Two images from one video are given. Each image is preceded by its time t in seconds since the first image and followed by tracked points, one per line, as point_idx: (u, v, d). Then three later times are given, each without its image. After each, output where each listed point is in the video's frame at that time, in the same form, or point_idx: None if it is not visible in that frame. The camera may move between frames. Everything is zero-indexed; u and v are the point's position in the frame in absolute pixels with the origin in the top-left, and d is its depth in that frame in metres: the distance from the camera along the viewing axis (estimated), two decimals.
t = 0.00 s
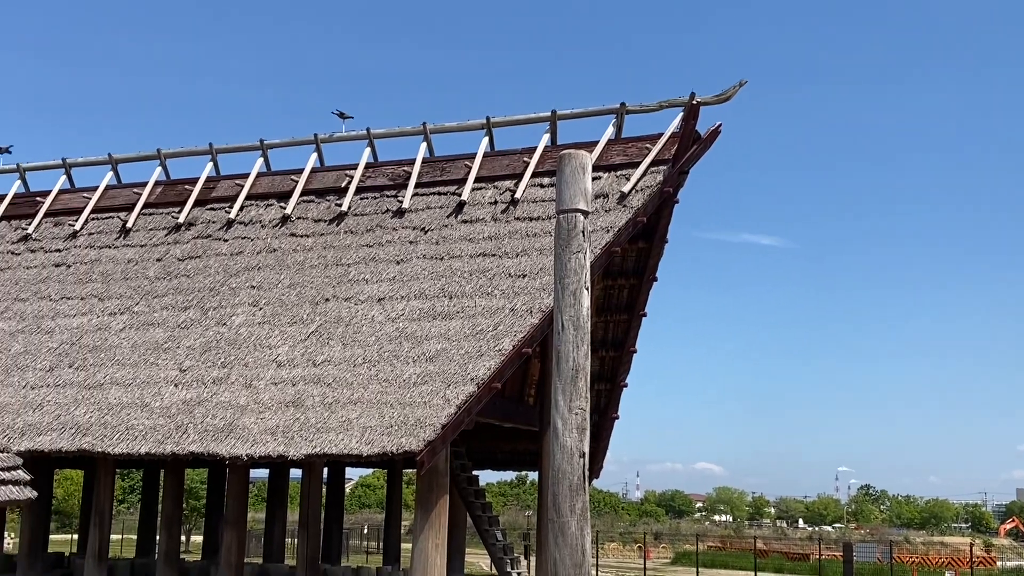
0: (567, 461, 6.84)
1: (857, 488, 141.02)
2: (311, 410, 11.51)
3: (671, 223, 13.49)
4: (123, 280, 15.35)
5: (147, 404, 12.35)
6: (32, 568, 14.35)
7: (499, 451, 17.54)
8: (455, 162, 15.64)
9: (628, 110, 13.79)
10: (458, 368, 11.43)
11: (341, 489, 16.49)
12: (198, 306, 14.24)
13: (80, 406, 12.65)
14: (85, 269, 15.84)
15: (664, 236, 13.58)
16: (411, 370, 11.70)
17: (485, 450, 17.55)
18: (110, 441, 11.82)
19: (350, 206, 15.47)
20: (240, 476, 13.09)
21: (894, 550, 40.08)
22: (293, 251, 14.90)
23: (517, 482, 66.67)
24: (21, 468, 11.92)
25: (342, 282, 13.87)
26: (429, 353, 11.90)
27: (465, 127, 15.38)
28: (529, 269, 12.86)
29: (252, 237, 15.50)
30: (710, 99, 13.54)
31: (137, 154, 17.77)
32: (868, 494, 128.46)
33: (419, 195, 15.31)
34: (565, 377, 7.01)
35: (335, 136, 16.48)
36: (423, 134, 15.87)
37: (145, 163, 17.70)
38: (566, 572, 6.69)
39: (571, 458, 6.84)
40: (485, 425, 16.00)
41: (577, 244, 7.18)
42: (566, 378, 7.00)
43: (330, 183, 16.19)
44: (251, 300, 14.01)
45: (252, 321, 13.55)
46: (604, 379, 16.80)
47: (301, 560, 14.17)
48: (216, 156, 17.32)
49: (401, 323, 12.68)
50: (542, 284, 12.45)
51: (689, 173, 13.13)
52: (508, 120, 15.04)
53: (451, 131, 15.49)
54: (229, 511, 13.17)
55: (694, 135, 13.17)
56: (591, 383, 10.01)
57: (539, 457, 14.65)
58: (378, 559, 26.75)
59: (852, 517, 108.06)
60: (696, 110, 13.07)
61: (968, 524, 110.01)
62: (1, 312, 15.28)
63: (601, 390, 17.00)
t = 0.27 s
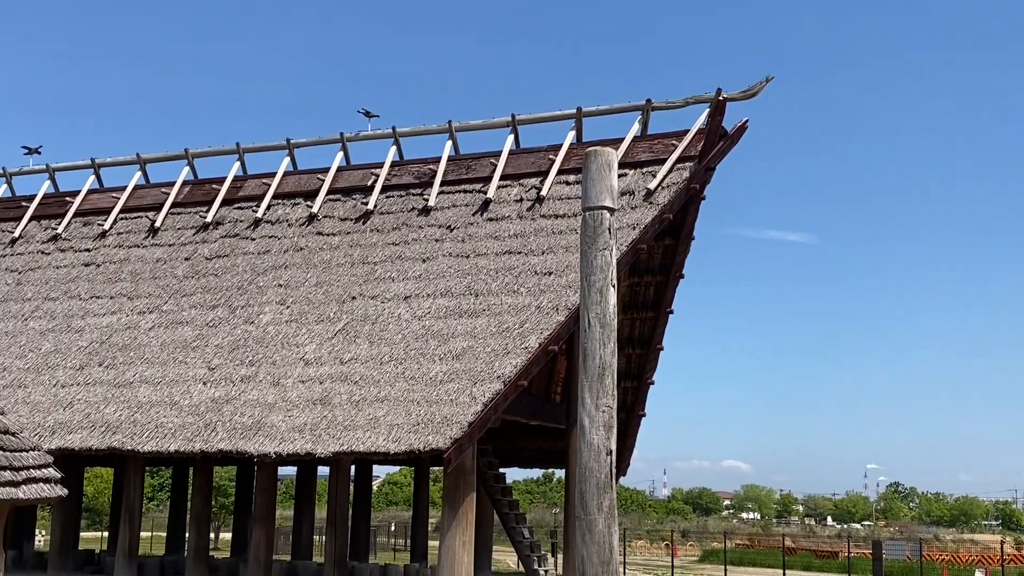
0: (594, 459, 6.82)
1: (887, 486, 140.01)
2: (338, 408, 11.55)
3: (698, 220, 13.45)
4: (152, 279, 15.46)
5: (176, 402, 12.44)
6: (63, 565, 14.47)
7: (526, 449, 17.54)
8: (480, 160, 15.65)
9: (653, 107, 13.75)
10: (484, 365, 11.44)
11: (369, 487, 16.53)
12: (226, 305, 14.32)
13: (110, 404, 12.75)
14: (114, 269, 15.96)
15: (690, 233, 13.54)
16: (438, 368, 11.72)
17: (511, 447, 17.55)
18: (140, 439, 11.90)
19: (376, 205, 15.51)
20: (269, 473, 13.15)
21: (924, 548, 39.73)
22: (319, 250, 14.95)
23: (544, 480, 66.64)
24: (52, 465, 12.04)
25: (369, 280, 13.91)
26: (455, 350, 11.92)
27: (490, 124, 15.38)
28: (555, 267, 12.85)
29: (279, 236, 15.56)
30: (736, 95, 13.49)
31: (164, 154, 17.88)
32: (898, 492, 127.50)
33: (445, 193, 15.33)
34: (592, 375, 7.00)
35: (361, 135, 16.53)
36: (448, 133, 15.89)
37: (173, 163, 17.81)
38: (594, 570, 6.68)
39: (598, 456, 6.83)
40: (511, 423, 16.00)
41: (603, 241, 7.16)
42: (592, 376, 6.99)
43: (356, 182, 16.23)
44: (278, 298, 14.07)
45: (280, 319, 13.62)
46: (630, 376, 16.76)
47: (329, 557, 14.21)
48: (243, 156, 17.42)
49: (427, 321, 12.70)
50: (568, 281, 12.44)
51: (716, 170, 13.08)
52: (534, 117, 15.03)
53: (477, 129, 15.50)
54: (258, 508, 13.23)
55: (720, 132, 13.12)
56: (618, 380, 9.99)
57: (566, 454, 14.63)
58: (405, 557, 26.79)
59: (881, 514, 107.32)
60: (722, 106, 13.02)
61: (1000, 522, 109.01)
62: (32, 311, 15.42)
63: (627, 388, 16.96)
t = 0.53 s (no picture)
0: (621, 456, 6.80)
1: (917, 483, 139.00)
2: (366, 405, 11.58)
3: (725, 217, 13.39)
4: (181, 278, 15.55)
5: (205, 400, 12.51)
6: (94, 563, 14.59)
7: (554, 447, 17.52)
8: (507, 157, 15.64)
9: (680, 103, 13.70)
10: (512, 363, 11.44)
11: (397, 485, 16.56)
12: (254, 303, 14.39)
13: (140, 402, 12.84)
14: (143, 268, 16.07)
15: (718, 230, 13.48)
16: (465, 365, 11.73)
17: (539, 445, 17.54)
18: (170, 437, 11.98)
19: (403, 203, 15.53)
20: (297, 471, 13.20)
21: (955, 546, 39.39)
22: (347, 248, 14.99)
23: (571, 477, 66.61)
24: (83, 463, 12.14)
25: (396, 278, 13.93)
26: (483, 348, 11.92)
27: (516, 122, 15.37)
28: (581, 264, 12.82)
29: (306, 234, 15.62)
30: (764, 91, 13.42)
31: (193, 154, 17.99)
32: (928, 489, 126.52)
33: (471, 191, 15.33)
34: (620, 372, 6.97)
35: (388, 133, 16.56)
36: (475, 130, 15.89)
37: (201, 162, 17.91)
38: (622, 567, 6.66)
39: (626, 453, 6.80)
40: (539, 420, 15.99)
41: (630, 238, 7.13)
42: (620, 373, 6.96)
43: (383, 180, 16.26)
44: (306, 297, 14.12)
45: (308, 317, 13.66)
46: (658, 373, 16.71)
47: (357, 554, 14.25)
48: (270, 155, 17.49)
49: (454, 318, 12.71)
50: (595, 279, 12.41)
51: (743, 166, 13.02)
52: (560, 114, 15.01)
53: (503, 126, 15.49)
54: (287, 505, 13.28)
55: (748, 127, 13.05)
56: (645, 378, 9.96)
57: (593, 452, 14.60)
58: (433, 554, 26.83)
59: (911, 512, 106.54)
60: (749, 101, 12.95)
61: None
62: (62, 310, 15.55)
63: (655, 385, 16.90)
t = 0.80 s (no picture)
0: (650, 453, 6.79)
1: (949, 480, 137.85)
2: (394, 403, 11.62)
3: (753, 213, 13.34)
4: (210, 277, 15.66)
5: (235, 398, 12.59)
6: (126, 559, 14.72)
7: (582, 444, 17.51)
8: (533, 154, 15.64)
9: (707, 99, 13.65)
10: (539, 360, 11.44)
11: (425, 482, 16.60)
12: (283, 301, 14.47)
13: (171, 400, 12.95)
14: (174, 267, 16.19)
15: (746, 226, 13.43)
16: (492, 363, 11.75)
17: (567, 442, 17.54)
18: (200, 434, 12.07)
19: (430, 201, 15.57)
20: (326, 468, 13.26)
21: (988, 543, 39.04)
22: (374, 246, 15.04)
23: (599, 475, 66.54)
24: (115, 460, 12.25)
25: (423, 276, 13.97)
26: (510, 345, 11.94)
27: (542, 119, 15.37)
28: (609, 261, 12.80)
29: (334, 233, 15.68)
30: (792, 86, 13.35)
31: (222, 153, 18.11)
32: (960, 487, 125.43)
33: (498, 188, 15.34)
34: (648, 369, 6.96)
35: (415, 132, 16.60)
36: (501, 128, 15.90)
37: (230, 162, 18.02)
38: (651, 564, 6.66)
39: (655, 450, 6.79)
40: (566, 417, 15.99)
41: (658, 235, 7.11)
42: (648, 370, 6.95)
43: (410, 178, 16.30)
44: (335, 295, 14.19)
45: (336, 315, 13.72)
46: (686, 370, 16.66)
47: (386, 552, 14.30)
48: (298, 154, 17.58)
49: (481, 316, 12.72)
50: (622, 276, 12.39)
51: (771, 161, 12.95)
52: (587, 111, 14.99)
53: (529, 124, 15.49)
54: (316, 502, 13.34)
55: (776, 123, 12.98)
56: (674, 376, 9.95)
57: (621, 449, 14.59)
58: (462, 551, 26.89)
59: (943, 509, 105.70)
60: (777, 97, 12.88)
61: None
62: (94, 309, 15.69)
63: (683, 382, 16.86)
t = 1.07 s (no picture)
0: (680, 450, 6.76)
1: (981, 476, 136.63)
2: (423, 399, 11.64)
3: (783, 208, 13.27)
4: (240, 274, 15.74)
5: (265, 395, 12.66)
6: (157, 555, 14.84)
7: (610, 440, 17.47)
8: (561, 150, 15.62)
9: (736, 94, 13.58)
10: (567, 356, 11.43)
11: (454, 479, 16.62)
12: (312, 298, 14.52)
13: (201, 397, 13.03)
14: (204, 265, 16.29)
15: (776, 220, 13.36)
16: (521, 359, 11.74)
17: (596, 438, 17.51)
18: (231, 430, 12.14)
19: (457, 197, 15.58)
20: (355, 465, 13.30)
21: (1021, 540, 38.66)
22: (402, 243, 15.07)
23: (628, 471, 66.42)
24: (147, 457, 12.34)
25: (451, 273, 13.98)
26: (538, 341, 11.93)
27: (570, 115, 15.34)
28: (637, 257, 12.76)
29: (362, 230, 15.72)
30: (822, 80, 13.26)
31: (251, 151, 18.21)
32: (993, 483, 124.27)
33: (525, 184, 15.33)
34: (677, 365, 6.93)
35: (442, 128, 16.62)
36: (528, 124, 15.88)
37: (259, 160, 18.11)
38: (681, 561, 6.63)
39: (684, 446, 6.77)
40: (595, 414, 15.97)
41: (687, 230, 7.09)
42: (677, 366, 6.92)
43: (437, 175, 16.32)
44: (363, 292, 14.22)
45: (364, 312, 13.76)
46: (715, 366, 16.58)
47: (416, 548, 14.33)
48: (326, 152, 17.64)
49: (509, 312, 12.72)
50: (650, 271, 12.35)
51: (801, 156, 12.87)
52: (614, 107, 14.95)
53: (556, 120, 15.47)
54: (345, 499, 13.39)
55: (806, 117, 12.89)
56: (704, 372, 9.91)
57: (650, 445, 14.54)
58: (491, 547, 26.90)
59: (976, 505, 104.80)
60: (806, 91, 12.79)
61: None
62: (125, 307, 15.82)
63: (712, 378, 16.79)
